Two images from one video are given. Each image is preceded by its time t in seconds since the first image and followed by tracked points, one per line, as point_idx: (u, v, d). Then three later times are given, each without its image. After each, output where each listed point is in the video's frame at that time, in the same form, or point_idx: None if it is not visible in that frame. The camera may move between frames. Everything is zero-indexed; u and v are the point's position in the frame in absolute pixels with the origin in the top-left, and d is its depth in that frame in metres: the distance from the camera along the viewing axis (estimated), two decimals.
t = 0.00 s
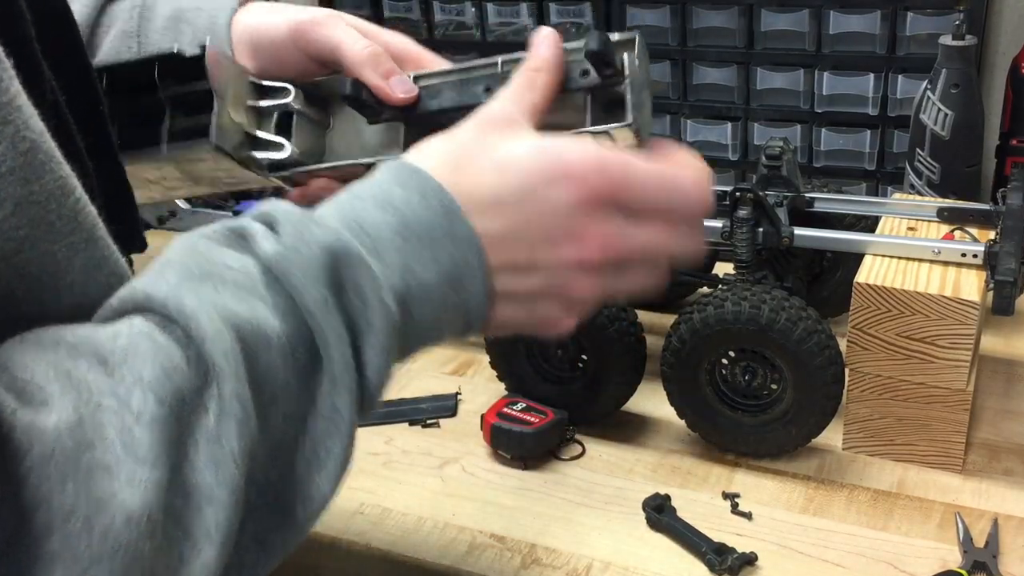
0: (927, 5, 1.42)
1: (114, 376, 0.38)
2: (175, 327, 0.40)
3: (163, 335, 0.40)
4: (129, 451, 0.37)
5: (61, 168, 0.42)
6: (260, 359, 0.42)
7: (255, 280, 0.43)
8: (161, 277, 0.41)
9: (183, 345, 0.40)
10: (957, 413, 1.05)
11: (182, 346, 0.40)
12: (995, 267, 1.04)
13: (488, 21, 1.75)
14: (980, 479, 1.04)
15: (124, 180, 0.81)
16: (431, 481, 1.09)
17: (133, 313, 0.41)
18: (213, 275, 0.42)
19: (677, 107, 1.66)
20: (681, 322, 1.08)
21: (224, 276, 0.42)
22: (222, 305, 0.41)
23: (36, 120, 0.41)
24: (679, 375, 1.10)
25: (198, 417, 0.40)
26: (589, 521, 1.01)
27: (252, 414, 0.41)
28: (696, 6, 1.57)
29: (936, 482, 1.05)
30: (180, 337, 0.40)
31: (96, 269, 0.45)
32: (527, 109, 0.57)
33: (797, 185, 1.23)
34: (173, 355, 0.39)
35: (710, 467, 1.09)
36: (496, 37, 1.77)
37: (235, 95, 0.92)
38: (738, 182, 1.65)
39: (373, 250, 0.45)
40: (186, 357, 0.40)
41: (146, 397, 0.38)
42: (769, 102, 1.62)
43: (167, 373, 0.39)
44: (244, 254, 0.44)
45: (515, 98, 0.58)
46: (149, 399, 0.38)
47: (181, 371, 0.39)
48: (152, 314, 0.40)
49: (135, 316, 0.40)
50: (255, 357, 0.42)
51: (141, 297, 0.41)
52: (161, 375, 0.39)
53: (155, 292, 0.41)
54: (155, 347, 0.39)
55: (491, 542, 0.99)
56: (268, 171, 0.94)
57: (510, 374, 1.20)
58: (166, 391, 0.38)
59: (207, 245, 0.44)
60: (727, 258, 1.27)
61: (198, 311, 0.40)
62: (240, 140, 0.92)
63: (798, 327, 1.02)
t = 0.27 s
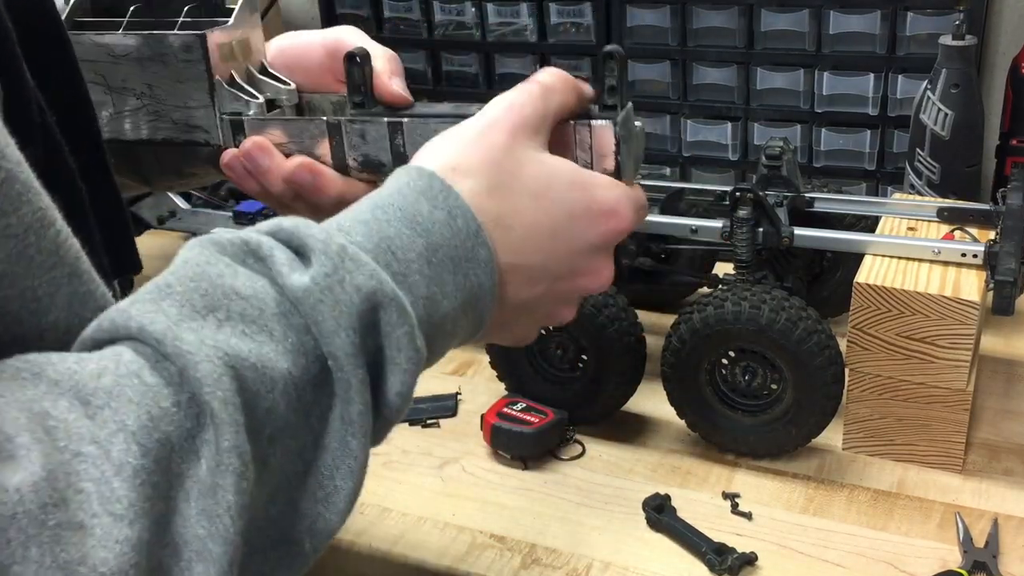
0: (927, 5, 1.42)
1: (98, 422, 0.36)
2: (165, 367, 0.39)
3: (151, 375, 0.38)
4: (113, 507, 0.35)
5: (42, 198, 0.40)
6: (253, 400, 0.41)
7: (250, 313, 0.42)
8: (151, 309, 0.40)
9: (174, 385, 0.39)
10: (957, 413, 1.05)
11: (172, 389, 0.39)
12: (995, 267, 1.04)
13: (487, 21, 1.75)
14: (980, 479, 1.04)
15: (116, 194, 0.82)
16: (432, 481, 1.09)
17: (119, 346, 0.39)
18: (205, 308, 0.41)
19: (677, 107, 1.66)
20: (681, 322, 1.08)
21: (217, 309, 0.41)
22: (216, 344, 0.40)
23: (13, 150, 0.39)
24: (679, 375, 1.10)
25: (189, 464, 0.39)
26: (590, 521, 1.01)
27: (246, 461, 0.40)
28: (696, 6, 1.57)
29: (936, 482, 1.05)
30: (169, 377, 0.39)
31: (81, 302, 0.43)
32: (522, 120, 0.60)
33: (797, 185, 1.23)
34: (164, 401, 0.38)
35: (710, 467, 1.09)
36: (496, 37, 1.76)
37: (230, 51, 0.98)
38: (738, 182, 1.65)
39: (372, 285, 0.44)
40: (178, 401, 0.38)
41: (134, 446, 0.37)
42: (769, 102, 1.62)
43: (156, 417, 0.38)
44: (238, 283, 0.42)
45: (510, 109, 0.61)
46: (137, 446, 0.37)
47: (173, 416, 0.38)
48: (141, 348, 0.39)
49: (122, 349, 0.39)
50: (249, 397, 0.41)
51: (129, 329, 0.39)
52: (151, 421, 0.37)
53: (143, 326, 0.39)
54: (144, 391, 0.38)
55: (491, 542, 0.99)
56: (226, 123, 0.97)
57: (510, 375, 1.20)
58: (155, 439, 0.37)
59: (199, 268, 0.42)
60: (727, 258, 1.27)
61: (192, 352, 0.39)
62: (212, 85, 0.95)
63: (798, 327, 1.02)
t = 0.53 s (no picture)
0: (927, 5, 1.42)
1: (122, 457, 0.36)
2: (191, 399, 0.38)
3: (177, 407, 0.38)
4: (136, 545, 0.35)
5: (39, 220, 0.40)
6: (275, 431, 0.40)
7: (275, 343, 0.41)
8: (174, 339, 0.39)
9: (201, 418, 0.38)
10: (957, 413, 1.05)
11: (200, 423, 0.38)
12: (995, 267, 1.04)
13: (487, 21, 1.75)
14: (980, 480, 1.04)
15: (113, 205, 0.83)
16: (431, 482, 1.09)
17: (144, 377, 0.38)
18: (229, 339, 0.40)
19: (677, 107, 1.66)
20: (681, 322, 1.08)
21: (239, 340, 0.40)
22: (242, 376, 0.39)
23: (8, 170, 0.38)
24: (679, 375, 1.10)
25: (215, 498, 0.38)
26: (589, 521, 1.01)
27: (272, 497, 0.39)
28: (696, 6, 1.57)
29: (936, 482, 1.05)
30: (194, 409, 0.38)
31: (81, 325, 0.42)
32: (537, 149, 0.59)
33: (797, 185, 1.23)
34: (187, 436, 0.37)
35: (710, 467, 1.09)
36: (496, 36, 1.76)
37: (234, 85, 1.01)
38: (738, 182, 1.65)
39: (396, 314, 0.43)
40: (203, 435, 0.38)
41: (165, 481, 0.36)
42: (769, 102, 1.61)
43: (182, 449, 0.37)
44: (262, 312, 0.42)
45: (525, 140, 0.59)
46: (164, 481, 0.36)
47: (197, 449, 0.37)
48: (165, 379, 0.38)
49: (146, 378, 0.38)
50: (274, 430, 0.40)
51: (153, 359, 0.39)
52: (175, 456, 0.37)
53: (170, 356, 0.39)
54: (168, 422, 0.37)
55: (491, 542, 0.99)
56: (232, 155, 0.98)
57: (510, 376, 1.20)
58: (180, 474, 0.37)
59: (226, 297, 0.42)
60: (727, 258, 1.27)
61: (217, 384, 0.38)
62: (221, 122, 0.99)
63: (798, 328, 1.02)
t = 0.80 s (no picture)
0: (927, 5, 1.42)
1: (158, 511, 0.36)
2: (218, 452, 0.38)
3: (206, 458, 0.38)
4: None
5: (61, 238, 0.39)
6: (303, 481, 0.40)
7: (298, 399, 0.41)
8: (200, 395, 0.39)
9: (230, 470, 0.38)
10: (957, 413, 1.05)
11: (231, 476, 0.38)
12: (994, 267, 1.04)
13: (487, 21, 1.75)
14: (980, 480, 1.04)
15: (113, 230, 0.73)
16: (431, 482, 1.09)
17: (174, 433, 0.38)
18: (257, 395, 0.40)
19: (677, 107, 1.66)
20: (681, 322, 1.08)
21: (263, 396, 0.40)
22: (271, 433, 0.39)
23: (34, 189, 0.38)
24: (679, 375, 1.10)
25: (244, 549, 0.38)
26: (589, 521, 1.01)
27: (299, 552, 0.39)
28: (696, 6, 1.57)
29: (936, 482, 1.05)
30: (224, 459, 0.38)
31: (99, 345, 0.40)
32: (537, 195, 0.57)
33: (797, 185, 1.23)
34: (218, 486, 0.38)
35: (710, 468, 1.09)
36: (496, 36, 1.76)
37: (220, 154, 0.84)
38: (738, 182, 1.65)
39: (416, 372, 0.43)
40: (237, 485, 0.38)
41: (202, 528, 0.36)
42: (769, 102, 1.61)
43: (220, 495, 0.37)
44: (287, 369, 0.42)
45: (522, 186, 0.57)
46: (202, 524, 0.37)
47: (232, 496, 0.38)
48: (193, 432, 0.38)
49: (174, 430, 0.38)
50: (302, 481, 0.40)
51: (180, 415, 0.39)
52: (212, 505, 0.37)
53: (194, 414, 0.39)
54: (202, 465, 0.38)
55: (491, 542, 0.99)
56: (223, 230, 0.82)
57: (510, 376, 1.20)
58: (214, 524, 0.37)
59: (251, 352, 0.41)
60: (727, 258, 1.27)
61: (250, 440, 0.38)
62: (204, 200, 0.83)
63: (798, 328, 1.02)
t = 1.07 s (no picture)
0: (927, 5, 1.42)
1: None
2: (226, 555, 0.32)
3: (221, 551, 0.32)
4: None
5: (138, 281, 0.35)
6: None
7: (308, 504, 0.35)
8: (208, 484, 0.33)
9: None
10: (957, 413, 1.05)
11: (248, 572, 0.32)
12: (994, 267, 1.04)
13: (487, 21, 1.75)
14: (980, 480, 1.05)
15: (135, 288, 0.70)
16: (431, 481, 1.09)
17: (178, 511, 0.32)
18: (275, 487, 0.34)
19: (677, 107, 1.66)
20: (681, 322, 1.08)
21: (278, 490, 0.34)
22: (292, 537, 0.33)
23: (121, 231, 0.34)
24: (679, 376, 1.09)
25: None
26: (589, 521, 1.01)
27: None
28: (696, 5, 1.57)
29: (936, 482, 1.05)
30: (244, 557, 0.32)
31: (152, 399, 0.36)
32: (494, 329, 0.48)
33: (797, 185, 1.23)
34: None
35: (710, 467, 1.09)
36: (496, 36, 1.76)
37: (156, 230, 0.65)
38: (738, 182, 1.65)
39: (421, 490, 0.37)
40: None
41: None
42: (769, 102, 1.61)
43: None
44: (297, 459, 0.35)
45: (479, 316, 0.48)
46: None
47: None
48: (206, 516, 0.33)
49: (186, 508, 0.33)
50: None
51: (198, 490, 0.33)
52: None
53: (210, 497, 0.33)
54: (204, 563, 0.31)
55: (491, 542, 0.99)
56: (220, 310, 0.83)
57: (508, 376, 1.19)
58: None
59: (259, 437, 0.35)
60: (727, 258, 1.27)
61: (274, 541, 0.32)
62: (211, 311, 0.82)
63: (798, 327, 1.02)
